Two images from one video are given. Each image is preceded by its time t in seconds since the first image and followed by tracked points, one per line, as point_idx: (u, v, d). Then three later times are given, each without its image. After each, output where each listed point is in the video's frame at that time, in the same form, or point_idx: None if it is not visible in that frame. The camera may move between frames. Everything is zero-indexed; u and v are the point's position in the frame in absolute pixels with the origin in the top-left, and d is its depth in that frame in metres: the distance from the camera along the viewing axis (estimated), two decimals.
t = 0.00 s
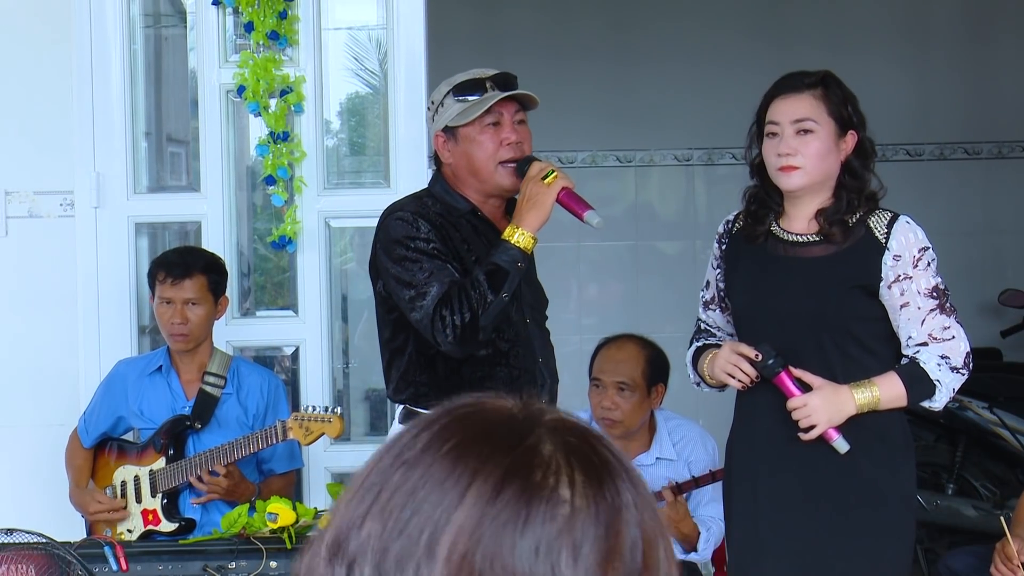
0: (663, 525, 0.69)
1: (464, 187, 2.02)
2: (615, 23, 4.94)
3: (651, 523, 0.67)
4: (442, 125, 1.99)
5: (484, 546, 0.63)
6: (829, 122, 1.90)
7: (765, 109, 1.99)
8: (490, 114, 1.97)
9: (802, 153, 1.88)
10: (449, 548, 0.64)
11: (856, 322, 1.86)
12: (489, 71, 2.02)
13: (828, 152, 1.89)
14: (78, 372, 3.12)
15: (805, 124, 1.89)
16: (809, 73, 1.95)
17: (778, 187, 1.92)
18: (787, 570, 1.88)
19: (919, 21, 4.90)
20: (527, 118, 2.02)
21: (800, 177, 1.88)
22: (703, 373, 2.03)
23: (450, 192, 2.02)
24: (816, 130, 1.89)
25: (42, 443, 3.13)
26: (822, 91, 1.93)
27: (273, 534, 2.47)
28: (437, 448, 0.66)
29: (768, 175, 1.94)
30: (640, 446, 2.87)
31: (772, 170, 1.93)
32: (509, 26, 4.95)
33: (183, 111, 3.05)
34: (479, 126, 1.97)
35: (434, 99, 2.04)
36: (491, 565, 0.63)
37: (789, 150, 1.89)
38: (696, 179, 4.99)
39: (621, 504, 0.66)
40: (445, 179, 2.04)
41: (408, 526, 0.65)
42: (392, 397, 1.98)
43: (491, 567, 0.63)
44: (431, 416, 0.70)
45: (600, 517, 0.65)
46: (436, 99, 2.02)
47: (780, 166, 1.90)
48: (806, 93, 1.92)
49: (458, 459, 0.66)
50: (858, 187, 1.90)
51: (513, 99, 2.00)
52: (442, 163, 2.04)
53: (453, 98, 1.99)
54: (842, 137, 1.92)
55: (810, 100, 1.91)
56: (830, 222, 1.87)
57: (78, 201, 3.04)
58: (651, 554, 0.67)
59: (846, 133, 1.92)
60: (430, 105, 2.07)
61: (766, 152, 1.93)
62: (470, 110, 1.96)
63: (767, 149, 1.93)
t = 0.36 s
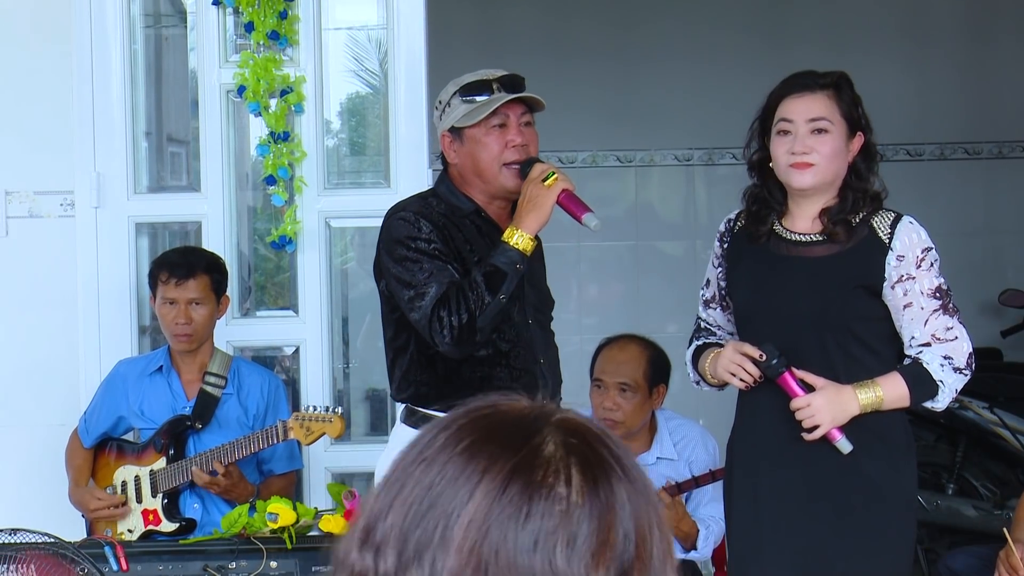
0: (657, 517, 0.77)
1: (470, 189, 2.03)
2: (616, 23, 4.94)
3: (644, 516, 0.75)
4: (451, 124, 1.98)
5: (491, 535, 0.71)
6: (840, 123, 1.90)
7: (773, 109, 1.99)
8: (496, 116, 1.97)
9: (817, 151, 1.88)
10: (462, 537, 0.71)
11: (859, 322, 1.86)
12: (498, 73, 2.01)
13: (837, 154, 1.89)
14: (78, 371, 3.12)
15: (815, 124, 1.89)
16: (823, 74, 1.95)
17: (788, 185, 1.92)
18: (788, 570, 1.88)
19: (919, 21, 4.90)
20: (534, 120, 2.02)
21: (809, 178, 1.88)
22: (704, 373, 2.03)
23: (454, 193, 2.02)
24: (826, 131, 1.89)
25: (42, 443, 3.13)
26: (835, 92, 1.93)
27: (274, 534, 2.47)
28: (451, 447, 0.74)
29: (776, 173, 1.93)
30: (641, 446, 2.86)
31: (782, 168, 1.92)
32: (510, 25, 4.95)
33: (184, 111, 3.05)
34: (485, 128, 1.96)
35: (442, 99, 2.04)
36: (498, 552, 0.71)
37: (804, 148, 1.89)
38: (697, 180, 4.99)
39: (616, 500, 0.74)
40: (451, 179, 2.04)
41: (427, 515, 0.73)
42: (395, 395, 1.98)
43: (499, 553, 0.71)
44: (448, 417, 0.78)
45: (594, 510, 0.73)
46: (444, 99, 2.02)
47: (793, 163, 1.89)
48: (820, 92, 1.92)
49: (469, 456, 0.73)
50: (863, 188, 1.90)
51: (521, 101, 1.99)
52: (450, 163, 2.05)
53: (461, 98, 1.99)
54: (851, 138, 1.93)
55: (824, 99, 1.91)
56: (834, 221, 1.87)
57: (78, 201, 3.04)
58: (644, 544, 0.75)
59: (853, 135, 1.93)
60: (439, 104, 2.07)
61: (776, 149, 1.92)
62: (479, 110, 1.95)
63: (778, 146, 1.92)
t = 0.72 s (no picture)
0: (761, 492, 0.82)
1: (473, 191, 2.02)
2: (616, 23, 4.94)
3: (746, 489, 0.81)
4: (458, 125, 1.98)
5: (598, 486, 0.79)
6: (848, 126, 1.90)
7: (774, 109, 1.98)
8: (501, 118, 1.97)
9: (835, 155, 1.87)
10: (571, 486, 0.80)
11: (860, 322, 1.86)
12: (503, 75, 2.01)
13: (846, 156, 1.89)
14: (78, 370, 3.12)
15: (823, 126, 1.89)
16: (833, 76, 1.94)
17: (799, 187, 1.90)
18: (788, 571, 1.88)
19: (920, 21, 4.90)
20: (537, 122, 2.02)
21: (816, 180, 1.87)
22: (704, 373, 2.03)
23: (458, 194, 2.01)
24: (833, 133, 1.89)
25: (43, 443, 3.13)
26: (844, 94, 1.92)
27: (274, 534, 2.47)
28: (570, 408, 0.84)
29: (787, 176, 1.92)
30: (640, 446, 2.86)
31: (795, 170, 1.90)
32: (510, 26, 4.95)
33: (184, 111, 3.05)
34: (490, 130, 1.97)
35: (447, 99, 2.04)
36: (605, 503, 0.79)
37: (821, 152, 1.88)
38: (697, 180, 4.99)
39: (716, 469, 0.80)
40: (455, 180, 2.04)
41: (544, 465, 0.82)
42: (396, 395, 1.98)
43: (603, 504, 0.79)
44: (573, 384, 0.87)
45: (694, 476, 0.80)
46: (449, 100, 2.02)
47: (809, 166, 1.88)
48: (833, 96, 1.91)
49: (584, 418, 0.82)
50: (869, 189, 1.90)
51: (526, 104, 1.99)
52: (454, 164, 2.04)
53: (466, 99, 1.99)
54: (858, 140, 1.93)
55: (837, 103, 1.90)
56: (838, 222, 1.88)
57: (78, 201, 3.04)
58: (744, 515, 0.81)
59: (859, 137, 1.93)
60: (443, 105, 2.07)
61: (791, 152, 1.90)
62: (487, 111, 1.96)
63: (793, 149, 1.90)
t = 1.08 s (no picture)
0: (769, 478, 0.88)
1: (473, 192, 2.02)
2: (616, 23, 4.94)
3: (755, 476, 0.86)
4: (456, 126, 1.98)
5: (620, 483, 0.85)
6: (848, 126, 1.90)
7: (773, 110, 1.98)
8: (501, 118, 1.97)
9: (833, 156, 1.88)
10: (592, 486, 0.86)
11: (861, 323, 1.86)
12: (503, 75, 2.01)
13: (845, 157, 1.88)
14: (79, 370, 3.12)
15: (822, 128, 1.89)
16: (832, 76, 1.94)
17: (799, 189, 1.90)
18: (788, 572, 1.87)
19: (920, 21, 4.90)
20: (537, 121, 2.02)
21: (816, 181, 1.87)
22: (705, 377, 2.03)
23: (458, 194, 2.01)
24: (833, 134, 1.88)
25: (43, 443, 3.12)
26: (843, 95, 1.92)
27: (274, 534, 2.47)
28: (587, 413, 0.89)
29: (787, 177, 1.92)
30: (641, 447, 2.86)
31: (794, 171, 1.90)
32: (510, 26, 4.95)
33: (184, 111, 3.05)
34: (490, 131, 1.97)
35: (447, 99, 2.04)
36: (625, 499, 0.84)
37: (820, 154, 1.88)
38: (697, 180, 4.99)
39: (727, 459, 0.86)
40: (455, 180, 2.04)
41: (567, 469, 0.87)
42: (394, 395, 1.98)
43: (621, 499, 0.85)
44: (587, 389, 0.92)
45: (706, 468, 0.85)
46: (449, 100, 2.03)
47: (808, 167, 1.88)
48: (832, 96, 1.91)
49: (602, 421, 0.88)
50: (870, 188, 1.90)
51: (526, 104, 1.99)
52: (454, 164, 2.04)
53: (466, 99, 1.99)
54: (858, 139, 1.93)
55: (837, 104, 1.90)
56: (840, 221, 1.88)
57: (78, 201, 3.04)
58: (755, 503, 0.86)
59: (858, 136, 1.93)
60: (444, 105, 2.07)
61: (789, 153, 1.91)
62: (484, 112, 1.96)
63: (792, 151, 1.90)
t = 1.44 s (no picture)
0: None
1: (470, 192, 2.02)
2: (615, 23, 4.94)
3: None
4: (455, 126, 1.98)
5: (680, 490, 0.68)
6: (845, 126, 1.89)
7: (769, 111, 1.97)
8: (498, 119, 1.97)
9: (826, 157, 1.87)
10: (653, 468, 0.72)
11: (859, 323, 1.86)
12: (503, 77, 2.01)
13: (843, 156, 1.88)
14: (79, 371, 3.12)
15: (819, 129, 1.88)
16: (826, 76, 1.93)
17: (795, 190, 1.90)
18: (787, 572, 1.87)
19: (919, 21, 4.90)
20: (536, 123, 2.02)
21: (813, 182, 1.87)
22: (705, 381, 2.04)
23: (456, 195, 2.01)
24: (830, 134, 1.87)
25: (42, 444, 3.12)
26: (839, 95, 1.91)
27: (274, 534, 2.47)
28: (719, 447, 0.69)
29: (782, 178, 1.91)
30: (640, 447, 2.86)
31: (789, 172, 1.89)
32: (510, 26, 4.95)
33: (184, 111, 3.05)
34: (487, 132, 1.97)
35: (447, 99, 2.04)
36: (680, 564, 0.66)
37: (813, 155, 1.87)
38: (697, 180, 4.99)
39: None
40: (453, 181, 2.03)
41: (663, 501, 0.69)
42: (394, 395, 1.97)
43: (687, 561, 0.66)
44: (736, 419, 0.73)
45: (788, 539, 0.65)
46: (450, 100, 2.03)
47: (801, 168, 1.87)
48: (824, 97, 1.90)
49: (730, 459, 0.68)
50: (868, 187, 1.90)
51: (524, 106, 1.99)
52: (452, 164, 2.04)
53: (466, 99, 2.00)
54: (853, 138, 1.92)
55: (829, 104, 1.89)
56: (839, 219, 1.87)
57: (78, 201, 3.04)
58: None
59: (855, 136, 1.93)
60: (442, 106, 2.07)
61: (783, 155, 1.90)
62: (483, 112, 1.96)
63: (785, 152, 1.90)
